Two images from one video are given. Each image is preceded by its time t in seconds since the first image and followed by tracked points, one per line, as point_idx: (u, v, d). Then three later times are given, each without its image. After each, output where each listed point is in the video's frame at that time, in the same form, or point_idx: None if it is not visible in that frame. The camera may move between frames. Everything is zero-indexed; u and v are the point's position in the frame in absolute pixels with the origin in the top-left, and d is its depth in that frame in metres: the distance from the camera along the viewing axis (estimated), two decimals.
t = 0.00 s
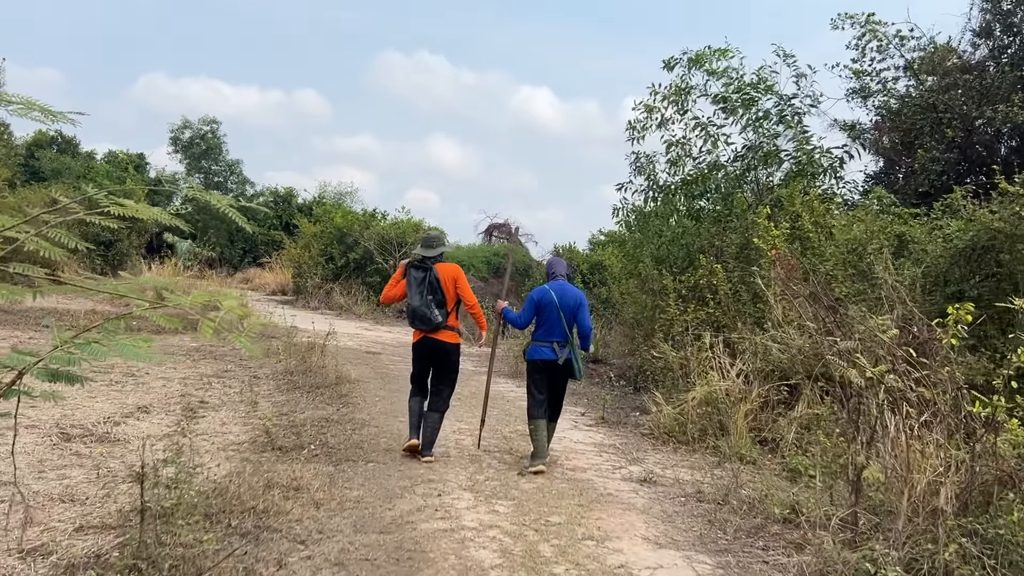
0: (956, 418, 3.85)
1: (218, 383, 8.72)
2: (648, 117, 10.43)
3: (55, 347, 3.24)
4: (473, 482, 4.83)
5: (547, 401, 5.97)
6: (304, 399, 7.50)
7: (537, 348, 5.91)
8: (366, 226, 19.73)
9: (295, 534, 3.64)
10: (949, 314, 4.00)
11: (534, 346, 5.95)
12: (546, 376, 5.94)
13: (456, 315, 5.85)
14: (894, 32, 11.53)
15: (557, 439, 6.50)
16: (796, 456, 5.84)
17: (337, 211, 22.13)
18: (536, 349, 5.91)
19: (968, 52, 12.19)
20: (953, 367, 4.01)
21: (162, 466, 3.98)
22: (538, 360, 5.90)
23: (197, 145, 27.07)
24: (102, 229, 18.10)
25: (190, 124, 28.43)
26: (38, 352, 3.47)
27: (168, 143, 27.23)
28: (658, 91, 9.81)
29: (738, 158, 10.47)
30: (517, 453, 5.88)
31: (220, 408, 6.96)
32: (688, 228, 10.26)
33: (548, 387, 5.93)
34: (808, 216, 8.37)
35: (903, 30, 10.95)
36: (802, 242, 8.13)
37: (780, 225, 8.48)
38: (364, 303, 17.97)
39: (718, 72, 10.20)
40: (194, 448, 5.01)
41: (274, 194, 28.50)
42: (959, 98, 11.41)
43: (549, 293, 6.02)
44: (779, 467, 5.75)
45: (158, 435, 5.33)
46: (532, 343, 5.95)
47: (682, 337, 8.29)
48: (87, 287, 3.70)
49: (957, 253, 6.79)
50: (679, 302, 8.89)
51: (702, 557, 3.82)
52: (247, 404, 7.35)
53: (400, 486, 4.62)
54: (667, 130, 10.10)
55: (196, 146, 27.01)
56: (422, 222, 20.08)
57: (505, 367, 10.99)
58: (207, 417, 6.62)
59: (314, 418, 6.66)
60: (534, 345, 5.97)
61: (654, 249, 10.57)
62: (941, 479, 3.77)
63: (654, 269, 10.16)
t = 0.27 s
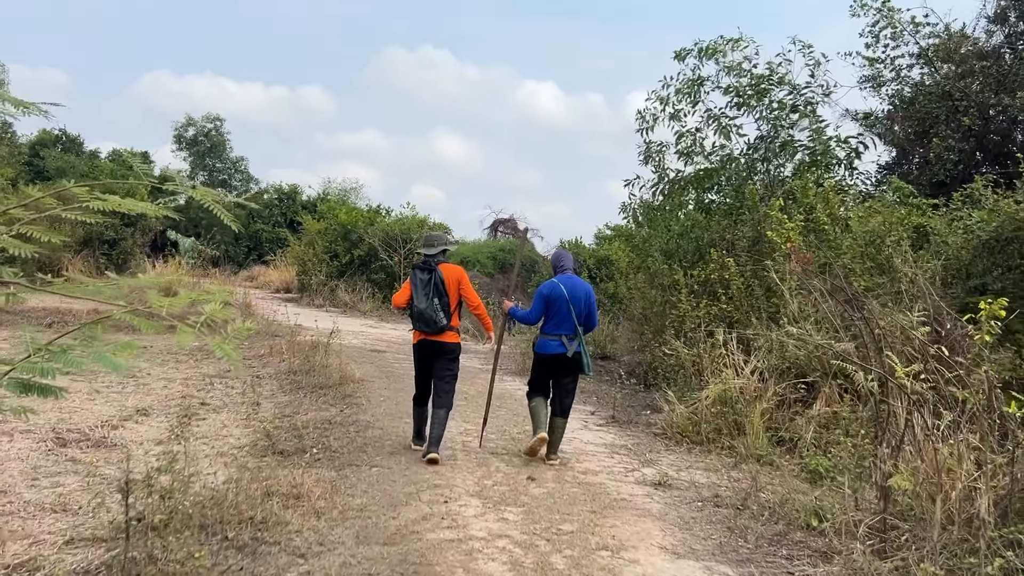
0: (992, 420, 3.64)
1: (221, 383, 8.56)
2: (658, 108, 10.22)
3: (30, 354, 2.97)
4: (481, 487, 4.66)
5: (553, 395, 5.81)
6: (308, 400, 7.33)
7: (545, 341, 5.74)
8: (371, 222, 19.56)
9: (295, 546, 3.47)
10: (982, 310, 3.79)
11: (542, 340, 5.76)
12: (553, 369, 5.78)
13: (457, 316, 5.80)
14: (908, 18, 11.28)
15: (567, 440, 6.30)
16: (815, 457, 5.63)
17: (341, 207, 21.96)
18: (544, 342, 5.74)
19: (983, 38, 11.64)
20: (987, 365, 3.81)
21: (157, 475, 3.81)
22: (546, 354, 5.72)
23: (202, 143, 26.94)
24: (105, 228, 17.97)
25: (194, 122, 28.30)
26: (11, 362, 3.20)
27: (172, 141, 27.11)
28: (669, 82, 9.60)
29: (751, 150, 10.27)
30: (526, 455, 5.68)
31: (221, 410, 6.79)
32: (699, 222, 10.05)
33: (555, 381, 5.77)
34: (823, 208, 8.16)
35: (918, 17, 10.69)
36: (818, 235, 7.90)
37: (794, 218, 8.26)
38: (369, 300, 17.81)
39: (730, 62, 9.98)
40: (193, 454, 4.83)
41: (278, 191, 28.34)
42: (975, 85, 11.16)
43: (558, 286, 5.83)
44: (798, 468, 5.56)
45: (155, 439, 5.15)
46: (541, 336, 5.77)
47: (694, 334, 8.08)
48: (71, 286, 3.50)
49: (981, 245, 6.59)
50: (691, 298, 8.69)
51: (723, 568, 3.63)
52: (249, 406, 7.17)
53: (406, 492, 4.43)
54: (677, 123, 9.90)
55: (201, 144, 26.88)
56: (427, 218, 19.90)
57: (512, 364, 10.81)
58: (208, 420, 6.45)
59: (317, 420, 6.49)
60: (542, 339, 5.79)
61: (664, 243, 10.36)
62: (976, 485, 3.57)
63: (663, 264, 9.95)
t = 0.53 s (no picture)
0: None
1: (225, 382, 8.40)
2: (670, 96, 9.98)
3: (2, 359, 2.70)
4: (492, 489, 4.47)
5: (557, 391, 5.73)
6: (313, 398, 7.16)
7: (549, 336, 5.65)
8: (377, 217, 19.37)
9: (298, 556, 3.31)
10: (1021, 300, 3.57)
11: (547, 334, 5.66)
12: (557, 365, 5.68)
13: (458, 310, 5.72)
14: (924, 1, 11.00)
15: (579, 438, 6.12)
16: (838, 453, 5.42)
17: (347, 203, 21.77)
18: (548, 337, 5.65)
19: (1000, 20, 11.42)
20: None
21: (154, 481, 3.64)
22: (549, 349, 5.64)
23: (207, 140, 26.78)
24: (109, 226, 17.86)
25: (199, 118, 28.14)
26: None
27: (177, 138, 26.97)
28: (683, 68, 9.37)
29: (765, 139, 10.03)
30: (538, 454, 5.50)
31: (224, 410, 6.62)
32: (711, 212, 9.82)
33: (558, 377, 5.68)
34: (839, 196, 7.92)
35: None
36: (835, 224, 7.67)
37: (810, 207, 8.03)
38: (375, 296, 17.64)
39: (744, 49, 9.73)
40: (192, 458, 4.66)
41: (283, 187, 28.21)
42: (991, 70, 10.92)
43: (564, 281, 5.70)
44: (820, 465, 5.36)
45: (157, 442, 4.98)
46: (545, 331, 5.68)
47: (708, 326, 7.87)
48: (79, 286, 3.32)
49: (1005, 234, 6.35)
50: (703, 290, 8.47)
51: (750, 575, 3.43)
52: (254, 405, 7.02)
53: (414, 495, 4.26)
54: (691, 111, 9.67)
55: (206, 141, 26.72)
56: (433, 213, 19.69)
57: (521, 360, 10.62)
58: (211, 420, 6.29)
59: (322, 419, 6.32)
60: (547, 334, 5.70)
61: (674, 234, 10.14)
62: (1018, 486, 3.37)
63: (674, 256, 9.73)
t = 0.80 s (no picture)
0: None
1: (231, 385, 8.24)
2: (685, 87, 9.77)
3: None
4: (507, 496, 4.29)
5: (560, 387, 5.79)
6: (320, 402, 6.99)
7: (551, 332, 5.72)
8: (383, 216, 19.20)
9: (303, 573, 3.14)
10: None
11: (548, 330, 5.77)
12: (560, 361, 5.74)
13: (467, 311, 5.59)
14: None
15: (593, 439, 5.94)
16: (864, 455, 5.22)
17: (353, 201, 21.61)
18: (549, 333, 5.72)
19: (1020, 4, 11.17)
20: None
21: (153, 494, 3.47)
22: (552, 345, 5.71)
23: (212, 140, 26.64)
24: (115, 227, 17.78)
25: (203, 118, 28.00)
26: None
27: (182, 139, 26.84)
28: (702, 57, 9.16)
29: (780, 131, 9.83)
30: (552, 457, 5.32)
31: (229, 415, 6.46)
32: (725, 205, 9.60)
33: (562, 372, 5.74)
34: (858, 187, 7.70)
35: None
36: (854, 217, 7.45)
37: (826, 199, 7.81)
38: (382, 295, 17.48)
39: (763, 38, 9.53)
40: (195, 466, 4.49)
41: (289, 187, 28.10)
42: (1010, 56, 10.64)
43: (566, 278, 5.80)
44: (845, 468, 5.16)
45: (159, 450, 4.82)
46: (547, 327, 5.76)
47: (723, 323, 7.66)
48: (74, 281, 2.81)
49: None
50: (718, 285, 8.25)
51: None
52: (260, 408, 6.86)
53: (426, 504, 4.08)
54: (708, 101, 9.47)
55: (211, 141, 26.58)
56: (439, 210, 19.51)
57: (531, 358, 10.44)
58: (216, 425, 6.13)
59: (329, 423, 6.15)
60: (548, 330, 5.78)
61: (687, 229, 9.92)
62: None
63: (686, 251, 9.52)
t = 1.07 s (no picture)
0: None
1: (235, 387, 8.09)
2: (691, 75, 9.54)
3: None
4: (519, 504, 4.10)
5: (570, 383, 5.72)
6: (325, 404, 6.82)
7: (558, 329, 5.62)
8: (388, 213, 19.02)
9: None
10: None
11: (554, 328, 5.66)
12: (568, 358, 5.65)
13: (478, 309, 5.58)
14: None
15: (606, 441, 5.76)
16: (888, 456, 5.01)
17: (357, 199, 21.44)
18: (556, 330, 5.62)
19: None
20: None
21: (147, 508, 3.31)
22: (559, 342, 5.60)
23: (216, 138, 26.51)
24: (119, 228, 17.67)
25: (208, 117, 27.86)
26: None
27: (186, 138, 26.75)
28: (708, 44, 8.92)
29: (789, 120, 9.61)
30: (564, 460, 5.14)
31: (232, 420, 6.30)
32: (735, 198, 9.35)
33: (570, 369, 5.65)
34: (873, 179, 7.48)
35: None
36: (870, 208, 7.23)
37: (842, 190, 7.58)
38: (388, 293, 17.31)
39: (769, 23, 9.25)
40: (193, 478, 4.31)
41: (293, 186, 27.96)
42: None
43: (569, 274, 5.69)
44: (869, 470, 4.95)
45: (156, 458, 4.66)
46: (554, 324, 5.65)
47: (736, 319, 7.45)
48: (74, 284, 2.74)
49: None
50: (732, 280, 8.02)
51: None
52: (263, 411, 6.69)
53: (433, 513, 3.90)
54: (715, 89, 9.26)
55: (215, 140, 26.45)
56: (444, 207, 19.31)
57: (539, 357, 10.24)
58: (218, 430, 5.97)
59: (334, 426, 5.98)
60: (554, 327, 5.67)
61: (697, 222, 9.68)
62: None
63: (697, 246, 9.30)
